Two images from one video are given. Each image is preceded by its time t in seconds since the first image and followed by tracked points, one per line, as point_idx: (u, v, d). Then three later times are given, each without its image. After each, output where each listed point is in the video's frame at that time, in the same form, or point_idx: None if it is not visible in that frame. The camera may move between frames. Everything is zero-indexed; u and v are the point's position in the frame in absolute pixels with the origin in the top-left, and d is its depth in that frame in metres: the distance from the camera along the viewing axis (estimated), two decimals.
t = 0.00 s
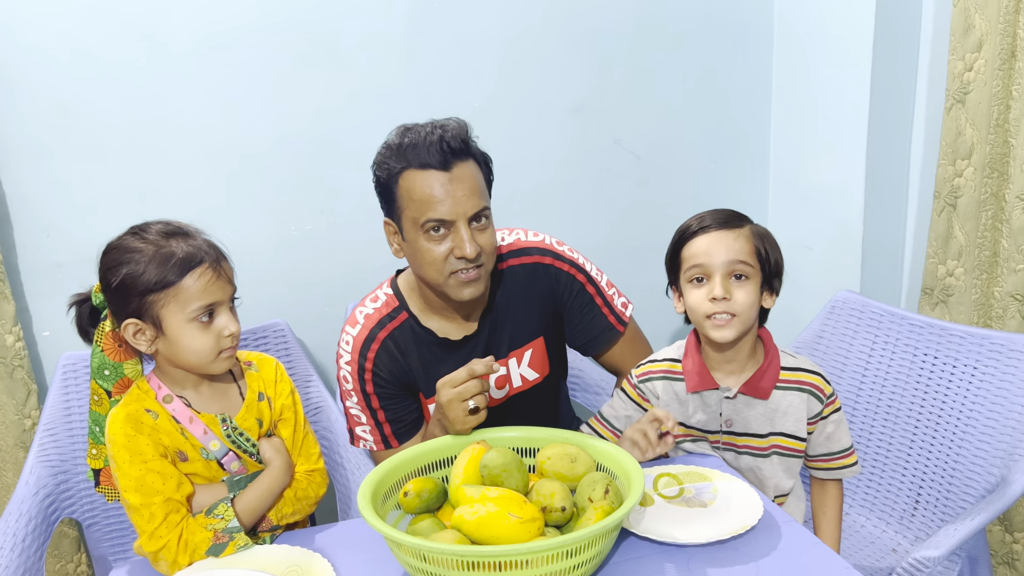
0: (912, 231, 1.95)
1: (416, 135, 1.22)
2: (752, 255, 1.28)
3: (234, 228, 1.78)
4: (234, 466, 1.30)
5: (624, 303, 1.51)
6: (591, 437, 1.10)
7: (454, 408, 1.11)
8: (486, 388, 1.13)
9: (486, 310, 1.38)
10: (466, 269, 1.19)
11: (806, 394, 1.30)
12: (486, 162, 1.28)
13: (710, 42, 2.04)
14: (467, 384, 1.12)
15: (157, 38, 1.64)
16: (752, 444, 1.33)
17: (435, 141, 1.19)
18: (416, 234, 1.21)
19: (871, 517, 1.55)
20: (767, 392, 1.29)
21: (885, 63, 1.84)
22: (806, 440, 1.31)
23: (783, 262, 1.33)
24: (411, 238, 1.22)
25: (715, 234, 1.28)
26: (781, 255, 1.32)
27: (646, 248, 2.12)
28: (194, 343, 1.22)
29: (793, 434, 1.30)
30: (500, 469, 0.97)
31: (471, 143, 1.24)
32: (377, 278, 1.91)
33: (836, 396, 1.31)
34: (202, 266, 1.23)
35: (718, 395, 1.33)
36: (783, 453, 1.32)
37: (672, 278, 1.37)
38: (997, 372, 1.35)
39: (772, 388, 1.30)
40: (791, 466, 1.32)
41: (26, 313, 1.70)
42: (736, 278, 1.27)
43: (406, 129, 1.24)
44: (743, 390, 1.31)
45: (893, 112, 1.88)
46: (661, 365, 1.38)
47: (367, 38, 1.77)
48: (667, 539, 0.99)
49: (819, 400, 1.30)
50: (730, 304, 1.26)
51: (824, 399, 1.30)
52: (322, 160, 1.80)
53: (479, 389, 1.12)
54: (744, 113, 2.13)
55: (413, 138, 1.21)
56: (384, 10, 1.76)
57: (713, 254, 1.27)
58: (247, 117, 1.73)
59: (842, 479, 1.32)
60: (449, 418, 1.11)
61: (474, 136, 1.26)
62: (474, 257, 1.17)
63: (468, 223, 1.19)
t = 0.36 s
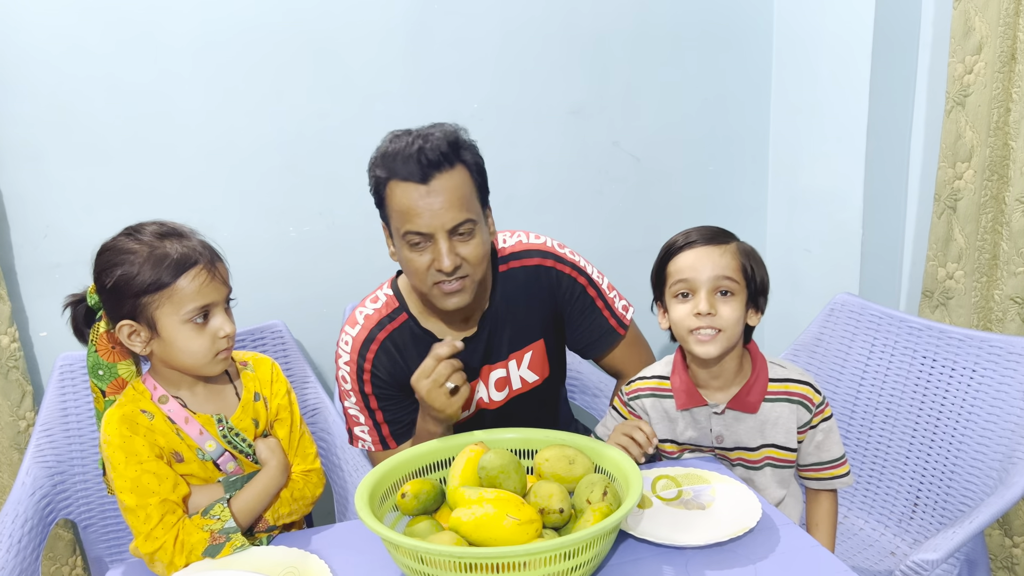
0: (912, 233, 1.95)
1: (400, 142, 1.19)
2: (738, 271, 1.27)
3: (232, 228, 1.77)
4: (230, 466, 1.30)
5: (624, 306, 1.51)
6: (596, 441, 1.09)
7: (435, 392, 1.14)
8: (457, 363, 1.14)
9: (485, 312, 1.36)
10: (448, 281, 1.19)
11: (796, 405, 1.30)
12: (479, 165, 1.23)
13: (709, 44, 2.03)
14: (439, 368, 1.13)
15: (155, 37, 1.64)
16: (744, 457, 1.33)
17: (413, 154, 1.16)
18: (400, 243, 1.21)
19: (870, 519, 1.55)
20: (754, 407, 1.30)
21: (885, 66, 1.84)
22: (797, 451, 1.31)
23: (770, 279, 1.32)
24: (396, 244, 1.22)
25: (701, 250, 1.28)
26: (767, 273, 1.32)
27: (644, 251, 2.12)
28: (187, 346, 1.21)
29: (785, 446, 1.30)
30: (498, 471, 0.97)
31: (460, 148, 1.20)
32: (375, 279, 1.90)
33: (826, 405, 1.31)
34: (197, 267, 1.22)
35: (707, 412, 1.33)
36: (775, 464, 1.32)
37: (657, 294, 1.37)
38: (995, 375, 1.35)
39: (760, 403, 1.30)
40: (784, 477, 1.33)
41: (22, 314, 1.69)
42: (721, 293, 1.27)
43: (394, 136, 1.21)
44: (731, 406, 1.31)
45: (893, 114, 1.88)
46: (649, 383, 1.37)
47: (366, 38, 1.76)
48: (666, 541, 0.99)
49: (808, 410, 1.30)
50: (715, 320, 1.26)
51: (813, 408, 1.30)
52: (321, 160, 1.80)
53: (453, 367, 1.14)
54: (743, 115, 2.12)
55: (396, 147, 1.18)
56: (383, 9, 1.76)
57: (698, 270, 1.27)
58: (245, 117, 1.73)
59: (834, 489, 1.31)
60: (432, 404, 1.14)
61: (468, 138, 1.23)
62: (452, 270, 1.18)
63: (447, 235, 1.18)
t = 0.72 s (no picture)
0: (909, 236, 1.96)
1: (413, 154, 1.16)
2: (732, 274, 1.28)
3: (231, 229, 1.78)
4: (228, 468, 1.30)
5: (619, 307, 1.51)
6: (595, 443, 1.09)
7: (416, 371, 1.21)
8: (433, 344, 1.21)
9: (483, 315, 1.37)
10: (472, 287, 1.21)
11: (791, 406, 1.30)
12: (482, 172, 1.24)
13: (708, 46, 2.04)
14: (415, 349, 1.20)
15: (155, 38, 1.64)
16: (742, 458, 1.35)
17: (433, 165, 1.15)
18: (421, 257, 1.19)
19: (867, 522, 1.55)
20: (750, 407, 1.31)
21: (883, 68, 1.84)
22: (794, 451, 1.32)
23: (766, 281, 1.33)
24: (413, 259, 1.20)
25: (697, 252, 1.28)
26: (762, 275, 1.32)
27: (642, 252, 2.12)
28: (186, 347, 1.22)
29: (781, 446, 1.31)
30: (494, 473, 0.97)
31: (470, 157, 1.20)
32: (373, 281, 1.91)
33: (823, 406, 1.31)
34: (197, 268, 1.23)
35: (703, 413, 1.34)
36: (774, 465, 1.32)
37: (652, 293, 1.37)
38: (993, 379, 1.35)
39: (755, 403, 1.30)
40: (782, 479, 1.33)
41: (21, 313, 1.70)
42: (715, 296, 1.27)
43: (399, 147, 1.18)
44: (726, 407, 1.32)
45: (890, 117, 1.89)
46: (649, 387, 1.37)
47: (366, 41, 1.77)
48: (662, 543, 0.99)
49: (804, 411, 1.30)
50: (708, 322, 1.26)
51: (809, 410, 1.30)
52: (319, 162, 1.80)
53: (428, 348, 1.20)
54: (742, 117, 2.13)
55: (411, 158, 1.16)
56: (382, 11, 1.76)
57: (694, 272, 1.27)
58: (245, 119, 1.73)
59: (832, 491, 1.32)
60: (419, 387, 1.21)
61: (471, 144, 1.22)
62: (481, 277, 1.19)
63: (473, 242, 1.18)
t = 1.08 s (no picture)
0: (905, 235, 1.96)
1: (420, 147, 1.20)
2: (713, 275, 1.26)
3: (226, 225, 1.78)
4: (221, 465, 1.30)
5: (613, 304, 1.51)
6: (589, 441, 1.09)
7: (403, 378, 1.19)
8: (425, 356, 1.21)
9: (476, 312, 1.39)
10: (490, 269, 1.25)
11: (798, 399, 1.30)
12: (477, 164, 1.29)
13: (705, 44, 2.04)
14: (404, 358, 1.19)
15: (151, 33, 1.64)
16: (750, 454, 1.33)
17: (448, 153, 1.19)
18: (441, 247, 1.22)
19: (862, 521, 1.54)
20: (755, 403, 1.29)
21: (879, 67, 1.84)
22: (801, 445, 1.32)
23: (757, 278, 1.30)
24: (433, 251, 1.22)
25: (678, 253, 1.28)
26: (753, 270, 1.30)
27: (638, 251, 2.12)
28: (181, 342, 1.21)
29: (791, 441, 1.30)
30: (487, 470, 0.97)
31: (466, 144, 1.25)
32: (369, 279, 1.91)
33: (829, 401, 1.31)
34: (193, 263, 1.22)
35: (709, 411, 1.32)
36: (784, 461, 1.31)
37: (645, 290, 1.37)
38: (988, 378, 1.35)
39: (760, 399, 1.29)
40: (791, 474, 1.32)
41: (15, 309, 1.69)
42: (693, 297, 1.27)
43: (404, 139, 1.22)
44: (731, 404, 1.31)
45: (886, 116, 1.88)
46: (661, 387, 1.36)
47: (363, 38, 1.77)
48: (655, 541, 0.99)
49: (810, 404, 1.30)
50: (686, 323, 1.27)
51: (815, 403, 1.30)
52: (314, 159, 1.80)
53: (421, 358, 1.19)
54: (739, 115, 2.13)
55: (424, 148, 1.20)
56: (379, 8, 1.76)
57: (671, 274, 1.27)
58: (241, 115, 1.73)
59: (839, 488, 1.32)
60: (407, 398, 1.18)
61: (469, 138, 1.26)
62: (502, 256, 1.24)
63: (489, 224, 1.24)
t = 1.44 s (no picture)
0: (902, 240, 1.97)
1: (411, 148, 1.20)
2: (726, 276, 1.27)
3: (227, 227, 1.78)
4: (221, 466, 1.30)
5: (612, 308, 1.52)
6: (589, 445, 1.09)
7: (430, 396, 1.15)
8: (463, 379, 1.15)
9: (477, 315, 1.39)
10: (462, 284, 1.20)
11: (788, 396, 1.30)
12: (479, 171, 1.26)
13: (705, 49, 2.04)
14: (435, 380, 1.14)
15: (153, 36, 1.65)
16: (737, 449, 1.33)
17: (430, 159, 1.17)
18: (411, 250, 1.20)
19: (859, 525, 1.55)
20: (748, 397, 1.30)
21: (877, 73, 1.85)
22: (789, 444, 1.32)
23: (770, 286, 1.29)
24: (406, 252, 1.21)
25: (697, 245, 1.28)
26: (768, 280, 1.29)
27: (637, 255, 2.13)
28: (182, 344, 1.22)
29: (779, 438, 1.30)
30: (485, 473, 0.98)
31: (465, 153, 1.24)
32: (368, 281, 1.92)
33: (818, 400, 1.31)
34: (194, 266, 1.23)
35: (700, 401, 1.33)
36: (771, 457, 1.31)
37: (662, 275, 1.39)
38: (984, 383, 1.36)
39: (753, 393, 1.30)
40: (778, 472, 1.32)
41: (16, 310, 1.70)
42: (702, 293, 1.28)
43: (399, 141, 1.22)
44: (724, 396, 1.31)
45: (884, 121, 1.89)
46: (655, 378, 1.38)
47: (363, 41, 1.77)
48: (651, 544, 1.00)
49: (800, 402, 1.30)
50: (688, 317, 1.28)
51: (805, 402, 1.31)
52: (314, 161, 1.80)
53: (457, 381, 1.14)
54: (738, 120, 2.13)
55: (412, 151, 1.19)
56: (380, 11, 1.77)
57: (684, 265, 1.29)
58: (242, 117, 1.74)
59: (825, 488, 1.33)
60: (427, 413, 1.15)
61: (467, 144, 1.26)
62: (471, 274, 1.18)
63: (465, 239, 1.19)
